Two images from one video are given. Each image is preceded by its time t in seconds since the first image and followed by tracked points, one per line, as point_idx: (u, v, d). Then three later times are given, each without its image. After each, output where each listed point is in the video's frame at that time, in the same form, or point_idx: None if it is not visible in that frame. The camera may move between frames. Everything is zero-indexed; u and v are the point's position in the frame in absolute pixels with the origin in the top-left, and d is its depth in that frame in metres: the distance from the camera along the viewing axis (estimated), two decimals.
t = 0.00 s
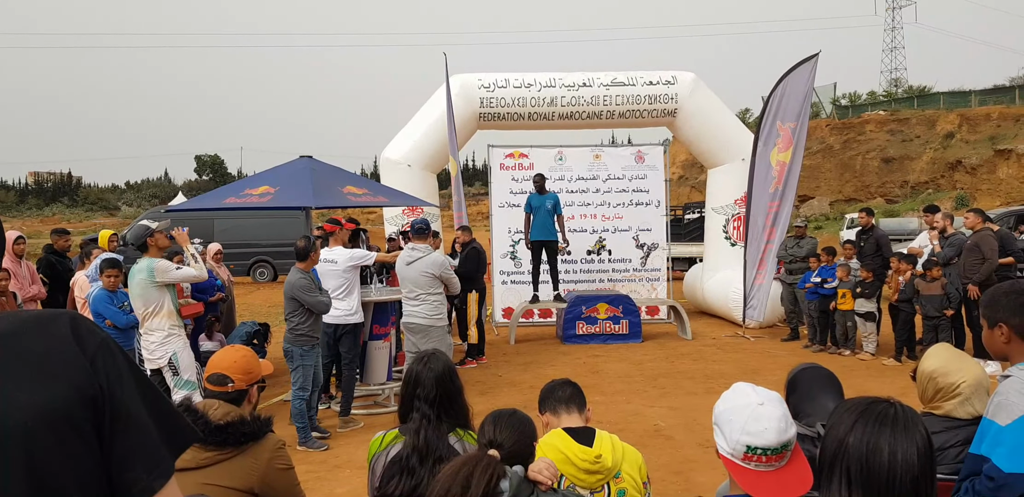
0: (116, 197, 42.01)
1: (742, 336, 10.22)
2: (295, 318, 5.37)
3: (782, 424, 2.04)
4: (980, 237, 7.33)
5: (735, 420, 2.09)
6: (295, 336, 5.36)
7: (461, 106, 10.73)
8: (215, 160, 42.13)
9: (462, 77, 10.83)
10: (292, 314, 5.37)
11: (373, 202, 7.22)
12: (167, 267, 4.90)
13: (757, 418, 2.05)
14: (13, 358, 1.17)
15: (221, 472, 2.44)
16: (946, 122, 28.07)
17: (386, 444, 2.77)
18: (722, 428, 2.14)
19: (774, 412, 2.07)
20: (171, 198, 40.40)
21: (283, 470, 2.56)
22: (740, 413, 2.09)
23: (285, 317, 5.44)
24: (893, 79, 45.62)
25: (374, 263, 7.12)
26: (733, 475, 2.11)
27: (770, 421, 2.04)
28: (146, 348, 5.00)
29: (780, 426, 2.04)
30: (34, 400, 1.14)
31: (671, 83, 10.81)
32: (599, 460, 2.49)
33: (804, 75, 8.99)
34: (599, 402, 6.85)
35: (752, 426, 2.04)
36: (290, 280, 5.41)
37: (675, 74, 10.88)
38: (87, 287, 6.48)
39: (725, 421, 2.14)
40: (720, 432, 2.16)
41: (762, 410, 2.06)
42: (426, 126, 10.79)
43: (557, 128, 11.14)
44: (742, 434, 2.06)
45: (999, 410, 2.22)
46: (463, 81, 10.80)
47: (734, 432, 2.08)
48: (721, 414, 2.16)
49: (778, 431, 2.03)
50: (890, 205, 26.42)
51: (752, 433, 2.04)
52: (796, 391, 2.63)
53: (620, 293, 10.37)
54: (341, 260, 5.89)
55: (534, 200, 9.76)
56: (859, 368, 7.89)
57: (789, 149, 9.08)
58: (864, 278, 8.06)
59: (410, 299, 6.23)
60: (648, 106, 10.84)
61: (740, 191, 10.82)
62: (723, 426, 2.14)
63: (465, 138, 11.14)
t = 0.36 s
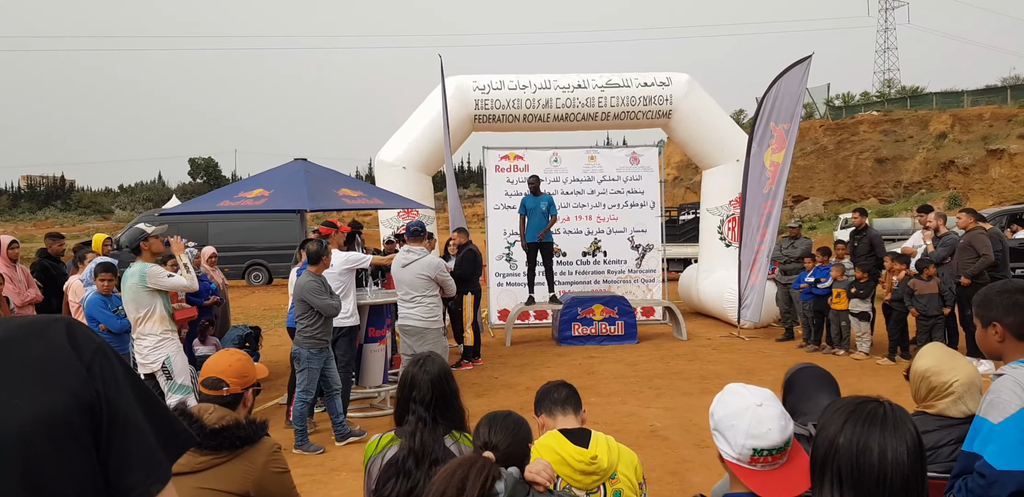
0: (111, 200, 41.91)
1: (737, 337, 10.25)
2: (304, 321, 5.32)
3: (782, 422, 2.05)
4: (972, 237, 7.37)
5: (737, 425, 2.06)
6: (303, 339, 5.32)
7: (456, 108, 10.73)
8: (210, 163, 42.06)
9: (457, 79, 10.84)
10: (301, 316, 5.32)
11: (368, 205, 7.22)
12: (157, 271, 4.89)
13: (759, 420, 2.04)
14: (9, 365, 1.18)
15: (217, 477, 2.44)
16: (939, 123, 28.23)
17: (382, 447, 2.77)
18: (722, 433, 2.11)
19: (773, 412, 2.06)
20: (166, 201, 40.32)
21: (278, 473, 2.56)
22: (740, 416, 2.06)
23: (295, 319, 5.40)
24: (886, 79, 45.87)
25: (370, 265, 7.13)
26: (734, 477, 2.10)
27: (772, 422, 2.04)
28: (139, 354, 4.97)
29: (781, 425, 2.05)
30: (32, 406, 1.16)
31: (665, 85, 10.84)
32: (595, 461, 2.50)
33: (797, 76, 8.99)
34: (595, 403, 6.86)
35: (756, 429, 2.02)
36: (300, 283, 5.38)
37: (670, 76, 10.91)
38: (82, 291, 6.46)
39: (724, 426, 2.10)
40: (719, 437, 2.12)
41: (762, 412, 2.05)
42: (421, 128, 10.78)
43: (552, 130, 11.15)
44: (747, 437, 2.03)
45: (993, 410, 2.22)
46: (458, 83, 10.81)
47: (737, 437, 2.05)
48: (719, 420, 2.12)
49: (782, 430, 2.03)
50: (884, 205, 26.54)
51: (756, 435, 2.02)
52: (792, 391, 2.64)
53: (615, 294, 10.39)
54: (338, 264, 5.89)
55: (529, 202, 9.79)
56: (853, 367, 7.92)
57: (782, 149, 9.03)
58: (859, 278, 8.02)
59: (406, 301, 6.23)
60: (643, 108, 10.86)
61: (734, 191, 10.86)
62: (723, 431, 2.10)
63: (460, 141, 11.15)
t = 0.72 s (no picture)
0: (104, 199, 41.71)
1: (731, 337, 10.27)
2: (322, 317, 5.39)
3: (775, 423, 2.06)
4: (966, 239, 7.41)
5: (730, 425, 2.07)
6: (322, 334, 5.38)
7: (451, 108, 10.72)
8: (204, 161, 41.92)
9: (452, 79, 10.82)
10: (319, 312, 5.38)
11: (363, 204, 7.20)
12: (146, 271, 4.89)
13: (752, 420, 2.05)
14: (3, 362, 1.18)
15: (211, 476, 2.43)
16: (933, 124, 28.37)
17: (376, 447, 2.77)
18: (716, 433, 2.11)
19: (766, 412, 2.07)
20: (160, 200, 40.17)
21: (272, 473, 2.55)
22: (733, 416, 2.07)
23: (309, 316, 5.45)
24: (881, 82, 46.09)
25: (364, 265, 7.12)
26: (726, 477, 2.10)
27: (764, 422, 2.05)
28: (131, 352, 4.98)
29: (773, 425, 2.06)
30: (26, 402, 1.15)
31: (660, 85, 10.87)
32: (588, 461, 2.50)
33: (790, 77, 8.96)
34: (588, 403, 6.86)
35: (748, 429, 2.03)
36: (313, 280, 5.44)
37: (664, 76, 10.94)
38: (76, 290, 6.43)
39: (718, 426, 2.11)
40: (713, 437, 2.13)
41: (755, 412, 2.06)
42: (416, 128, 10.76)
43: (547, 130, 11.16)
44: (739, 437, 2.04)
45: (984, 410, 2.23)
46: (453, 83, 10.80)
47: (731, 437, 2.05)
48: (713, 420, 2.13)
49: (774, 430, 2.04)
50: (877, 207, 26.63)
51: (749, 435, 2.03)
52: (788, 392, 2.65)
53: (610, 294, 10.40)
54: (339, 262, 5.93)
55: (523, 202, 9.76)
56: (846, 368, 7.95)
57: (776, 151, 9.03)
58: (854, 280, 8.08)
59: (400, 301, 6.21)
60: (638, 108, 10.88)
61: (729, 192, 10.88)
62: (716, 431, 2.10)
63: (455, 141, 11.14)
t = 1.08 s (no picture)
0: (104, 194, 41.69)
1: (730, 334, 10.28)
2: (344, 309, 5.42)
3: (773, 418, 2.06)
4: (968, 237, 7.40)
5: (730, 421, 2.07)
6: (342, 327, 5.41)
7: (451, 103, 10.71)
8: (204, 157, 41.90)
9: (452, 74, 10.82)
10: (340, 305, 5.40)
11: (362, 200, 7.20)
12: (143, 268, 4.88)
13: (751, 416, 2.05)
14: (9, 352, 1.18)
15: (211, 469, 2.43)
16: (935, 122, 28.37)
17: (375, 442, 2.77)
18: (715, 430, 2.11)
19: (764, 408, 2.08)
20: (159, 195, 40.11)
21: (272, 466, 2.55)
22: (733, 412, 2.07)
23: (325, 309, 5.42)
24: (882, 80, 46.06)
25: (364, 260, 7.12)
26: (724, 473, 2.11)
27: (764, 418, 2.05)
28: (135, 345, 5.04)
29: (772, 421, 2.06)
30: (31, 391, 1.15)
31: (660, 82, 10.86)
32: (588, 457, 2.51)
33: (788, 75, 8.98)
34: (588, 399, 6.87)
35: (748, 425, 2.04)
36: (335, 273, 5.44)
37: (664, 73, 10.93)
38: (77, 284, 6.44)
39: (717, 424, 2.11)
40: (712, 434, 2.13)
41: (754, 407, 2.06)
42: (416, 124, 10.75)
43: (547, 126, 11.14)
44: (739, 434, 2.04)
45: (989, 408, 2.23)
46: (453, 78, 10.79)
47: (731, 434, 2.05)
48: (712, 417, 2.13)
49: (773, 426, 2.04)
50: (878, 205, 26.62)
51: (749, 431, 2.03)
52: (789, 388, 2.65)
53: (609, 291, 10.41)
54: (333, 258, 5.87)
55: (523, 198, 9.74)
56: (845, 366, 7.96)
57: (775, 149, 9.10)
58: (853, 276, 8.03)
59: (400, 297, 6.21)
60: (637, 104, 10.87)
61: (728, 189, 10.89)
62: (716, 428, 2.11)
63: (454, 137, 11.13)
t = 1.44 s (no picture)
0: (104, 189, 41.67)
1: (730, 332, 10.29)
2: (363, 308, 5.42)
3: (774, 418, 2.06)
4: (970, 237, 7.38)
5: (732, 421, 2.06)
6: (363, 326, 5.42)
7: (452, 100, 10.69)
8: (205, 152, 41.89)
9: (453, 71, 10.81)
10: (360, 304, 5.41)
11: (363, 196, 7.19)
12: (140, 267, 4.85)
13: (753, 416, 2.05)
14: (14, 344, 1.17)
15: (210, 465, 2.43)
16: (935, 121, 28.36)
17: (374, 438, 2.77)
18: (716, 430, 2.11)
19: (765, 408, 2.07)
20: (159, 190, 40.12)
21: (271, 462, 2.55)
22: (735, 412, 2.07)
23: (344, 308, 5.40)
24: (884, 79, 46.03)
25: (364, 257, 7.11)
26: (725, 473, 2.11)
27: (765, 417, 2.05)
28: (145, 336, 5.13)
29: (773, 421, 2.06)
30: (37, 383, 1.14)
31: (661, 80, 10.85)
32: (587, 455, 2.51)
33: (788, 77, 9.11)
34: (587, 397, 6.88)
35: (750, 425, 2.03)
36: (357, 271, 5.45)
37: (666, 71, 10.92)
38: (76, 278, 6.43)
39: (718, 424, 2.10)
40: (713, 434, 2.13)
41: (755, 408, 2.06)
42: (416, 120, 10.74)
43: (548, 123, 11.13)
44: (741, 434, 2.04)
45: (989, 409, 2.23)
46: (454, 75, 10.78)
47: (733, 434, 2.05)
48: (714, 417, 2.12)
49: (774, 426, 2.04)
50: (878, 204, 26.60)
51: (751, 431, 2.03)
52: (790, 386, 2.64)
53: (609, 289, 10.40)
54: (331, 255, 5.84)
55: (523, 196, 9.70)
56: (845, 365, 7.96)
57: (774, 149, 9.23)
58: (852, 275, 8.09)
59: (400, 293, 6.20)
60: (639, 102, 10.85)
61: (729, 188, 10.89)
62: (717, 428, 2.10)
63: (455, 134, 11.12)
